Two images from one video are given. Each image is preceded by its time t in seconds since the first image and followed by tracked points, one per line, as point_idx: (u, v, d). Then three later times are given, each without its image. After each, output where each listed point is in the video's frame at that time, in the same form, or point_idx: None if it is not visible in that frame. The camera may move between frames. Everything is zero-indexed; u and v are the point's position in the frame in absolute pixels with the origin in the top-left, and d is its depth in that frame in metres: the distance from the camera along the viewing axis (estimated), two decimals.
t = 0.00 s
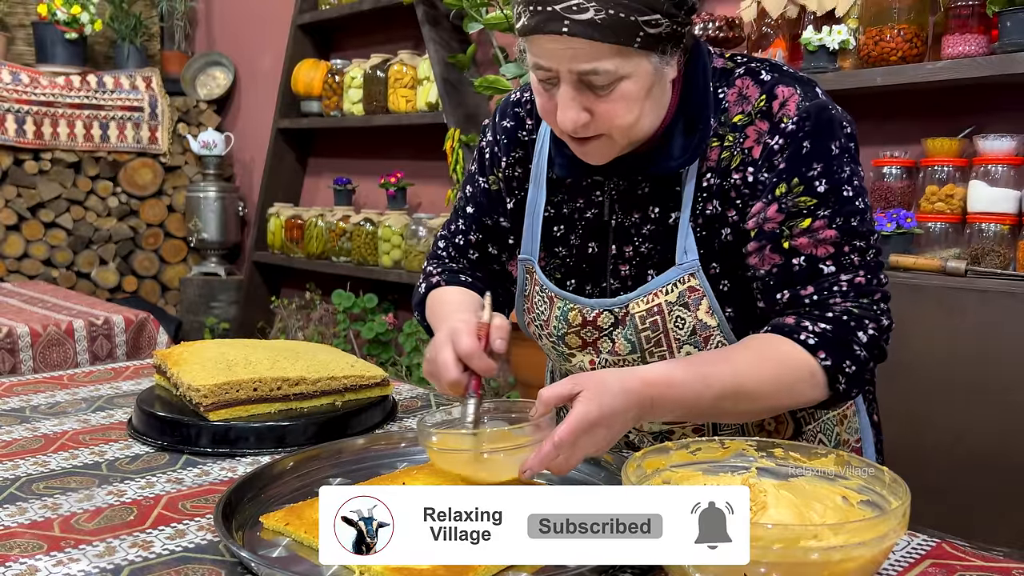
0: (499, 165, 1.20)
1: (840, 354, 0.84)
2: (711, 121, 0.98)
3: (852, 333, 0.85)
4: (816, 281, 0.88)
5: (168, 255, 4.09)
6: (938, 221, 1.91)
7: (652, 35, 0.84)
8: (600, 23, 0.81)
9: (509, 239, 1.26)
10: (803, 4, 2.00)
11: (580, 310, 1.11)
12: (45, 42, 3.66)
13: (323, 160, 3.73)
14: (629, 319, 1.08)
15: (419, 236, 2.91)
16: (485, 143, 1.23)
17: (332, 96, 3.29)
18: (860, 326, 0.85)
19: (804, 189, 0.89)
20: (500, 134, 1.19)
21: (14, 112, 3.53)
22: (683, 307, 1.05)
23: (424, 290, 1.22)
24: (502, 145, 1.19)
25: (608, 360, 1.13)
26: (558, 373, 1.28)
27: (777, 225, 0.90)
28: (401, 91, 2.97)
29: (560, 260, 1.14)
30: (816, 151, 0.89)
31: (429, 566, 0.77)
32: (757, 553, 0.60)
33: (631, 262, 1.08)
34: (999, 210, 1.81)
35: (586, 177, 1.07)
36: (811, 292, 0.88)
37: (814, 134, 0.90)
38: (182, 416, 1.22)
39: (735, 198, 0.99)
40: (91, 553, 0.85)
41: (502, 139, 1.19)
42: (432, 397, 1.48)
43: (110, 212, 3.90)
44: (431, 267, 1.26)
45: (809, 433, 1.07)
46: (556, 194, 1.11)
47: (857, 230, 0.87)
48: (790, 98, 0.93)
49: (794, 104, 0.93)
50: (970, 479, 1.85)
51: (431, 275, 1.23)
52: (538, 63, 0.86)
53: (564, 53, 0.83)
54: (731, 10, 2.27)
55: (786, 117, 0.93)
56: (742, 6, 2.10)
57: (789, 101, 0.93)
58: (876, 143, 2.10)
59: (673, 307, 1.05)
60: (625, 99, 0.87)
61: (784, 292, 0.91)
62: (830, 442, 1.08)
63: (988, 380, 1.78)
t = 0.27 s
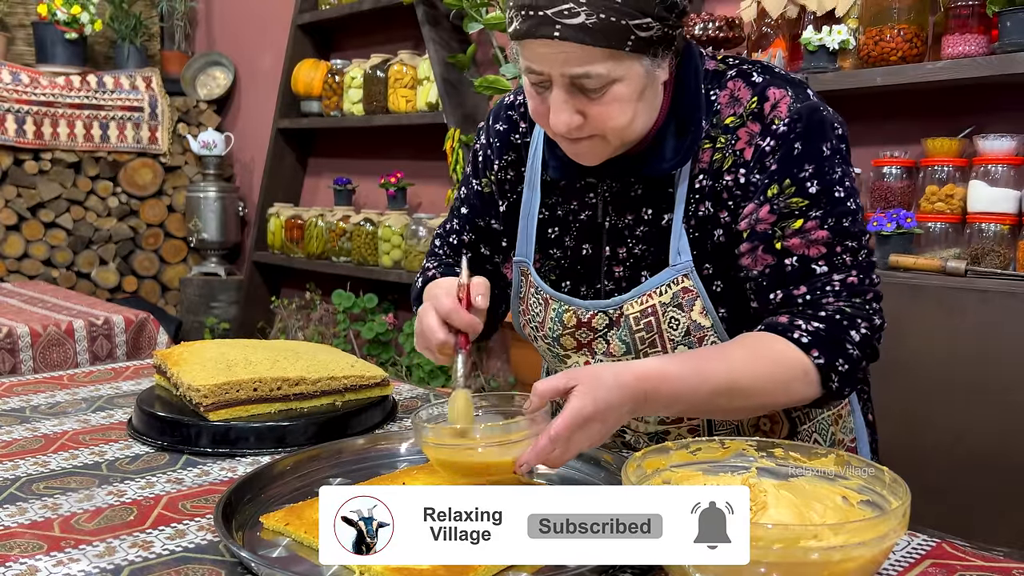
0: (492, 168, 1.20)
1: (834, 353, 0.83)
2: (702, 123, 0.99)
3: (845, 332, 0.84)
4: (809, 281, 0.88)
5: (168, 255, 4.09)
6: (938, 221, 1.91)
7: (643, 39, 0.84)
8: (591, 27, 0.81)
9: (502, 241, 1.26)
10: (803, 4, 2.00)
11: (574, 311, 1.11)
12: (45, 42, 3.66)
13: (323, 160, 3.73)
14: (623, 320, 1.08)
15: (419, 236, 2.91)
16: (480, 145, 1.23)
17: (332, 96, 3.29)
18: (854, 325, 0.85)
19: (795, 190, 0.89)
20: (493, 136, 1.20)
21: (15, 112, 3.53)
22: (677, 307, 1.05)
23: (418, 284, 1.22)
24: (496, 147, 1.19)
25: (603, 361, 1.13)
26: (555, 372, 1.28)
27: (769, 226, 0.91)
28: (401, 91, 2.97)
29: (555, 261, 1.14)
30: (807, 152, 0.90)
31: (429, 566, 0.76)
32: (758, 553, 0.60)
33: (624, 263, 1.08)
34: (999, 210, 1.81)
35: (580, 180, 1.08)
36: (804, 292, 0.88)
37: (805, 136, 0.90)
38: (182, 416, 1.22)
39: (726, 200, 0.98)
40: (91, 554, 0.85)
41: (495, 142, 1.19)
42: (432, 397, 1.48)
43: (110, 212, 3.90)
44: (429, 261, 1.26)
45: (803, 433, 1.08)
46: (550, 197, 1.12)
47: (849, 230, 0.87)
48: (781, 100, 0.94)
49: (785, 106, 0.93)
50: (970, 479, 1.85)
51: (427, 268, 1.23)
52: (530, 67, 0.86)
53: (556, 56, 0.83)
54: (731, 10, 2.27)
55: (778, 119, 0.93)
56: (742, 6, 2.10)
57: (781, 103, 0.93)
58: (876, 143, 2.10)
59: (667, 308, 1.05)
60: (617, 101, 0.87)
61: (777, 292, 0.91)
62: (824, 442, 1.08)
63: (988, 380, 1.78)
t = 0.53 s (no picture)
0: (486, 166, 1.20)
1: (826, 337, 0.85)
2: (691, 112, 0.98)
3: (836, 318, 0.85)
4: (800, 268, 0.89)
5: (168, 255, 4.09)
6: (938, 221, 1.91)
7: (632, 27, 0.84)
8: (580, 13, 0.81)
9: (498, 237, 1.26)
10: (803, 4, 2.00)
11: (568, 303, 1.11)
12: (45, 42, 3.66)
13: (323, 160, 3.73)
14: (616, 310, 1.08)
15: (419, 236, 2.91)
16: (474, 143, 1.22)
17: (332, 96, 3.29)
18: (845, 311, 0.86)
19: (785, 179, 0.90)
20: (487, 135, 1.19)
21: (15, 112, 3.53)
22: (669, 297, 1.04)
23: (422, 290, 1.23)
24: (489, 145, 1.19)
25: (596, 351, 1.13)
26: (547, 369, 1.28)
27: (759, 214, 0.92)
28: (401, 91, 2.97)
29: (548, 255, 1.13)
30: (795, 142, 0.91)
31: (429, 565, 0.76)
32: (758, 553, 0.60)
33: (617, 254, 1.08)
34: (999, 210, 1.81)
35: (571, 173, 1.07)
36: (796, 279, 0.89)
37: (793, 126, 0.91)
38: (182, 416, 1.22)
39: (717, 189, 0.99)
40: (91, 554, 0.85)
41: (488, 140, 1.19)
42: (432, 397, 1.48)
43: (110, 212, 3.90)
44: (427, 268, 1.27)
45: (794, 425, 1.08)
46: (542, 190, 1.11)
47: (838, 218, 0.88)
48: (768, 92, 0.95)
49: (773, 98, 0.94)
50: (970, 478, 1.85)
51: (429, 278, 1.24)
52: (521, 56, 0.86)
53: (546, 44, 0.83)
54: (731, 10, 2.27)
55: (766, 110, 0.94)
56: (742, 6, 2.10)
57: (769, 95, 0.94)
58: (876, 143, 2.10)
59: (659, 297, 1.05)
60: (607, 90, 0.87)
61: (768, 280, 0.92)
62: (815, 434, 1.08)
63: (989, 380, 1.78)
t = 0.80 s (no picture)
0: (493, 166, 1.20)
1: (835, 338, 0.84)
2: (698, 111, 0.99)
3: (845, 317, 0.85)
4: (809, 267, 0.88)
5: (169, 255, 4.09)
6: (938, 221, 1.91)
7: (642, 25, 0.84)
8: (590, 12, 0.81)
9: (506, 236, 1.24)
10: (803, 3, 2.00)
11: (577, 301, 1.11)
12: (45, 42, 3.66)
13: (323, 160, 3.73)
14: (625, 308, 1.08)
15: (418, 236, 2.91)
16: (481, 145, 1.23)
17: (332, 96, 3.29)
18: (854, 309, 0.85)
19: (794, 177, 0.90)
20: (494, 135, 1.20)
21: (15, 112, 3.53)
22: (677, 295, 1.05)
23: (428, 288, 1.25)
24: (496, 145, 1.19)
25: (605, 351, 1.13)
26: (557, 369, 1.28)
27: (768, 213, 0.91)
28: (401, 90, 2.97)
29: (557, 254, 1.13)
30: (804, 140, 0.90)
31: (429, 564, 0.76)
32: (759, 552, 0.60)
33: (627, 253, 1.08)
34: (999, 210, 1.81)
35: (580, 173, 1.08)
36: (804, 278, 0.88)
37: (802, 124, 0.91)
38: (182, 416, 1.22)
39: (725, 188, 0.98)
40: (91, 553, 0.85)
41: (495, 140, 1.19)
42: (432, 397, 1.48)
43: (110, 212, 3.90)
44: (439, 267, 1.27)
45: (804, 418, 1.07)
46: (550, 190, 1.12)
47: (847, 216, 0.88)
48: (776, 89, 0.94)
49: (781, 95, 0.93)
50: (970, 478, 1.85)
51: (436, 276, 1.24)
52: (531, 53, 0.87)
53: (556, 41, 0.84)
54: (731, 10, 2.26)
55: (774, 107, 0.93)
56: (742, 6, 2.10)
57: (776, 92, 0.94)
58: (875, 143, 2.10)
59: (668, 296, 1.05)
60: (615, 88, 0.87)
61: (778, 279, 0.91)
62: (825, 426, 1.07)
63: (989, 380, 1.78)
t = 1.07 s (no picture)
0: (512, 156, 1.20)
1: (847, 350, 0.83)
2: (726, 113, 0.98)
3: (858, 329, 0.83)
4: (824, 276, 0.88)
5: (169, 255, 4.09)
6: (938, 221, 1.91)
7: (677, 27, 0.83)
8: (628, 13, 0.79)
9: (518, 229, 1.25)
10: (803, 4, 2.00)
11: (591, 300, 1.11)
12: (45, 42, 3.66)
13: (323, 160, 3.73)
14: (639, 310, 1.07)
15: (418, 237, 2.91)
16: (502, 133, 1.23)
17: (332, 96, 3.29)
18: (868, 323, 0.84)
19: (814, 183, 0.89)
20: (515, 123, 1.20)
21: (15, 112, 3.52)
22: (693, 299, 1.04)
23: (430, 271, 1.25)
24: (516, 136, 1.19)
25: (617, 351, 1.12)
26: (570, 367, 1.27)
27: (786, 219, 0.91)
28: (401, 91, 2.97)
29: (574, 251, 1.13)
30: (828, 147, 0.90)
31: (430, 564, 0.76)
32: (759, 552, 0.59)
33: (644, 254, 1.08)
34: (999, 210, 1.81)
35: (602, 169, 1.08)
36: (819, 287, 0.87)
37: (827, 130, 0.90)
38: (182, 416, 1.22)
39: (745, 192, 0.99)
40: (91, 554, 0.85)
41: (515, 131, 1.19)
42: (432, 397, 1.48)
43: (110, 212, 3.90)
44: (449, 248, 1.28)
45: (818, 426, 1.06)
46: (571, 185, 1.12)
47: (867, 226, 0.87)
48: (805, 94, 0.94)
49: (809, 100, 0.93)
50: (970, 478, 1.85)
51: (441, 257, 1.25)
52: (563, 49, 0.85)
53: (590, 40, 0.82)
54: (730, 10, 2.26)
55: (801, 112, 0.93)
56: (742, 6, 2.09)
57: (804, 97, 0.94)
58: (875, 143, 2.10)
59: (683, 299, 1.04)
60: (647, 90, 0.86)
61: (790, 287, 0.91)
62: (840, 434, 1.06)
63: (990, 379, 1.78)
